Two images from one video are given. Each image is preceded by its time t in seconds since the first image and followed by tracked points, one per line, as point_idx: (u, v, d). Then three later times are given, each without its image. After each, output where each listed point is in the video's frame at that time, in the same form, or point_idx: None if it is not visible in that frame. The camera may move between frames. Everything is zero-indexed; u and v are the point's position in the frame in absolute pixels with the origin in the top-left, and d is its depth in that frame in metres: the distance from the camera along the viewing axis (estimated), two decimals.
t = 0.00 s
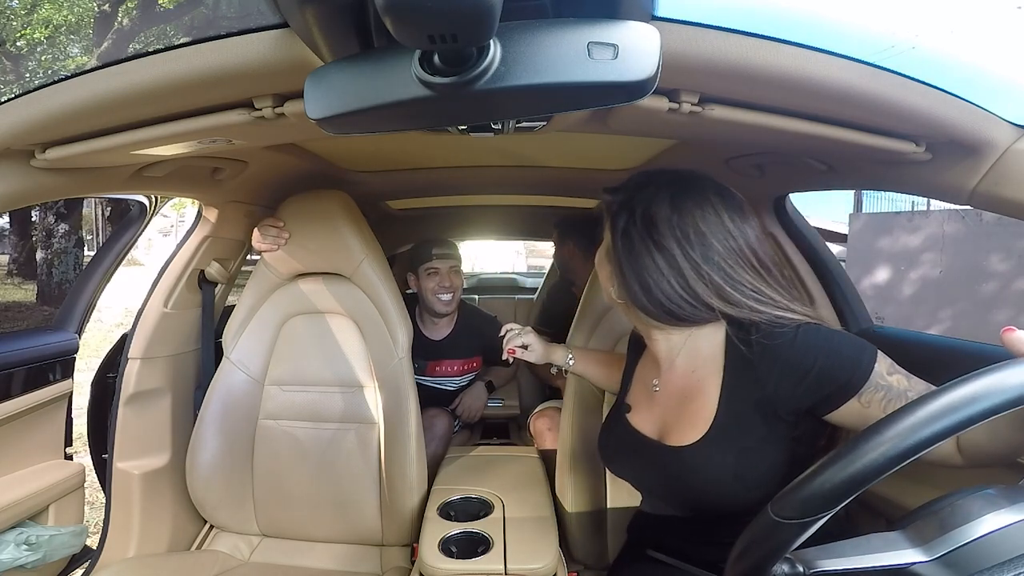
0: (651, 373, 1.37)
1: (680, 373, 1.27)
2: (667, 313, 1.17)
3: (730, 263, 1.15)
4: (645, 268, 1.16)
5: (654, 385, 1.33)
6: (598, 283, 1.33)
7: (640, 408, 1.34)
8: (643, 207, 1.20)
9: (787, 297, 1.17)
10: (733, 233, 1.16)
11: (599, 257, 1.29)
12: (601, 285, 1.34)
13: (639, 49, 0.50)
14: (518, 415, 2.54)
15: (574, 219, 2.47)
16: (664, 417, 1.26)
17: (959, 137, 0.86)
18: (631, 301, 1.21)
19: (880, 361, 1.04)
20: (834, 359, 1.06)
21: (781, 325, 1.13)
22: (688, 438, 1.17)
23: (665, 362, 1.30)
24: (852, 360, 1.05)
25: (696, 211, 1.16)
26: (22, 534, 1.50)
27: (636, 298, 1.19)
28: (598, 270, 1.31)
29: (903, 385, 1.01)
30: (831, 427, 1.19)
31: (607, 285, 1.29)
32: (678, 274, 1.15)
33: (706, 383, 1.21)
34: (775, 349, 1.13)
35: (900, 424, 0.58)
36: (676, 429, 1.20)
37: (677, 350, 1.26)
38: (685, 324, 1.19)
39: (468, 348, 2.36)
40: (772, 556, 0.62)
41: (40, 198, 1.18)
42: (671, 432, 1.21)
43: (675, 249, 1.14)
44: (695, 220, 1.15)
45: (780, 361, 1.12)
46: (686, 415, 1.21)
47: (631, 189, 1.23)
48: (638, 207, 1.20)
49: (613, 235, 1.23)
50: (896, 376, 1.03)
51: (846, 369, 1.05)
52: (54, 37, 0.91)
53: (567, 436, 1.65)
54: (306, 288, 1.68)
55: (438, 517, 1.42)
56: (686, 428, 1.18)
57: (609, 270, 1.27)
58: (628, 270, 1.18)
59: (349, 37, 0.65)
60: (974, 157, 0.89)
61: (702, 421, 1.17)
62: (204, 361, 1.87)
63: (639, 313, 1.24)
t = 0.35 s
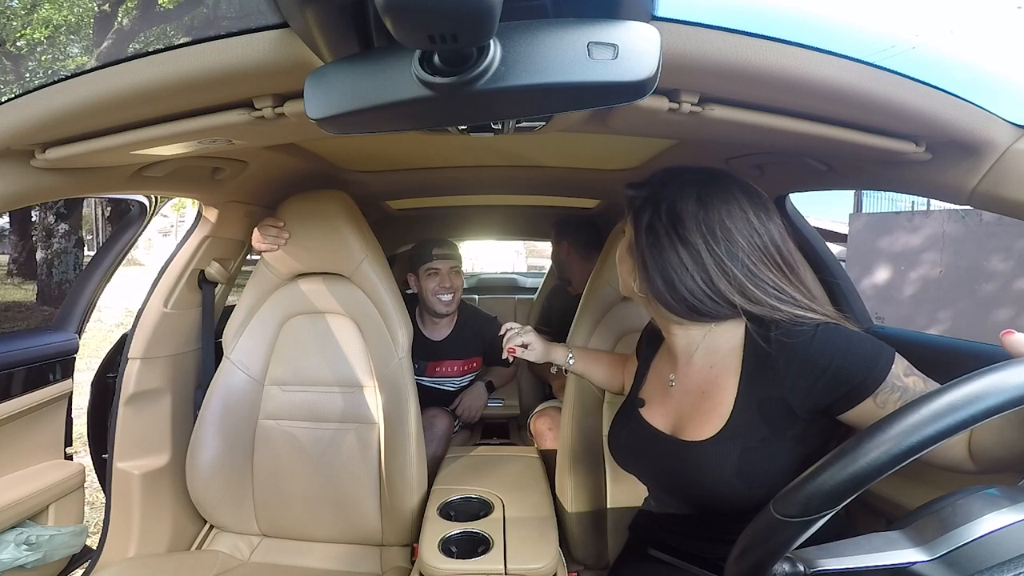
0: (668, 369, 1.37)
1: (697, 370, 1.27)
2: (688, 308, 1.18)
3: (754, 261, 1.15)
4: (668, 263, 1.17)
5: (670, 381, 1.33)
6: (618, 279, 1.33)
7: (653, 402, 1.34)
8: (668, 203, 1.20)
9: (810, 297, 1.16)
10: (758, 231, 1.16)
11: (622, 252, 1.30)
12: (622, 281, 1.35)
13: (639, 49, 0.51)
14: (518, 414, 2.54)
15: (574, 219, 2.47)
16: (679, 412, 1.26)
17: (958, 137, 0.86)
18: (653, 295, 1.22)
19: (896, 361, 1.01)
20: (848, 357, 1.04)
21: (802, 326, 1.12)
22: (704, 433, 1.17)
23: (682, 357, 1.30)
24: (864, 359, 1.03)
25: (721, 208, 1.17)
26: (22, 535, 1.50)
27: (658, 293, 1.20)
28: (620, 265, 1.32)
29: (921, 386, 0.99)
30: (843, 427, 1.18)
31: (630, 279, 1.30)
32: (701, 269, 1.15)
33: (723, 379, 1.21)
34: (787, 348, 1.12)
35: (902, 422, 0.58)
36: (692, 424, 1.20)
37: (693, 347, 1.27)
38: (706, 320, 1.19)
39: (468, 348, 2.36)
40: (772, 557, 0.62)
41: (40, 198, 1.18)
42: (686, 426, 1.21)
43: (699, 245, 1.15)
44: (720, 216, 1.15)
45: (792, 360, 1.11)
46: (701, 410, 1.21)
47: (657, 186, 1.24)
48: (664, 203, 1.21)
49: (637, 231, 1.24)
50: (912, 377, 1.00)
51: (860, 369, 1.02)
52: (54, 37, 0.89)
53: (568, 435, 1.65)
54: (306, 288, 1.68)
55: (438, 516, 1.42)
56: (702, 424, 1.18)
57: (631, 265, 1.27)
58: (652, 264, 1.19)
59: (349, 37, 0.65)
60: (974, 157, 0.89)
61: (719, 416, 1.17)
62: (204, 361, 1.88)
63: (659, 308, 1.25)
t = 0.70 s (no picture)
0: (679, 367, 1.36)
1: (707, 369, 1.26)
2: (701, 308, 1.18)
3: (768, 262, 1.15)
4: (683, 263, 1.16)
5: (679, 380, 1.32)
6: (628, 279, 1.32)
7: (660, 401, 1.34)
8: (683, 203, 1.20)
9: (823, 298, 1.17)
10: (773, 233, 1.15)
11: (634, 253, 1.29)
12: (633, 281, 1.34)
13: (639, 49, 0.51)
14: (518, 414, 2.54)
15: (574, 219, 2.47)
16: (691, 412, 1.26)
17: (958, 137, 0.86)
18: (667, 295, 1.21)
19: (907, 363, 1.01)
20: (856, 358, 1.04)
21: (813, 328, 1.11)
22: (716, 428, 1.17)
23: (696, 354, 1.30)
24: (872, 359, 1.03)
25: (737, 209, 1.16)
26: (22, 534, 1.50)
27: (672, 292, 1.20)
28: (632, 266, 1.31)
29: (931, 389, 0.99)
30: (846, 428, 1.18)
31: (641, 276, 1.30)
32: (716, 269, 1.15)
33: (735, 378, 1.21)
34: (798, 349, 1.12)
35: (902, 422, 0.58)
36: (705, 421, 1.20)
37: (706, 346, 1.27)
38: (719, 320, 1.19)
39: (468, 348, 2.36)
40: (772, 557, 0.62)
41: (41, 198, 1.18)
42: (700, 423, 1.21)
43: (715, 244, 1.15)
44: (736, 217, 1.15)
45: (803, 360, 1.11)
46: (712, 409, 1.21)
47: (671, 185, 1.24)
48: (679, 202, 1.20)
49: (651, 230, 1.23)
50: (922, 379, 1.00)
51: (870, 371, 1.02)
52: (54, 37, 0.89)
53: (568, 436, 1.65)
54: (306, 288, 1.68)
55: (438, 517, 1.42)
56: (711, 421, 1.18)
57: (644, 264, 1.27)
58: (667, 264, 1.19)
59: (349, 37, 0.65)
60: (974, 157, 0.89)
61: (732, 412, 1.18)
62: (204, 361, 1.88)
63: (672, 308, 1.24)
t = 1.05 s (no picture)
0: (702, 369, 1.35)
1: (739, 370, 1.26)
2: (755, 304, 1.18)
3: (824, 264, 1.17)
4: (747, 258, 1.16)
5: (708, 376, 1.31)
6: (665, 276, 1.28)
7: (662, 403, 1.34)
8: (742, 197, 1.19)
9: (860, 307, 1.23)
10: (830, 234, 1.18)
11: (675, 250, 1.25)
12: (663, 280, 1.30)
13: (639, 49, 0.50)
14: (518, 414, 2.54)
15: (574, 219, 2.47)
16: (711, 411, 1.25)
17: (959, 137, 0.86)
18: (721, 288, 1.19)
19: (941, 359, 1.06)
20: (893, 363, 1.08)
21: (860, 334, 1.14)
22: (749, 426, 1.17)
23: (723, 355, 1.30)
24: (906, 362, 1.07)
25: (798, 212, 1.18)
26: (22, 534, 1.50)
27: (728, 284, 1.18)
28: (669, 264, 1.27)
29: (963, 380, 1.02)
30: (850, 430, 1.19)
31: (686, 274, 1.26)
32: (777, 264, 1.15)
33: (771, 379, 1.22)
34: (840, 353, 1.15)
35: (901, 422, 0.58)
36: (730, 421, 1.20)
37: (735, 347, 1.27)
38: (766, 321, 1.20)
39: (468, 348, 2.36)
40: (772, 557, 0.62)
41: (40, 198, 1.18)
42: (727, 422, 1.21)
43: (778, 239, 1.16)
44: (796, 215, 1.17)
45: (844, 360, 1.14)
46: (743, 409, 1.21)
47: (726, 183, 1.22)
48: (734, 196, 1.20)
49: (706, 224, 1.20)
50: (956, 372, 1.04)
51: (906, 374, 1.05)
52: (55, 37, 0.88)
53: (569, 436, 1.65)
54: (306, 288, 1.68)
55: (438, 517, 1.42)
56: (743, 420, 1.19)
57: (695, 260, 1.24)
58: (727, 255, 1.18)
59: (349, 36, 0.65)
60: (975, 156, 0.89)
61: (760, 413, 1.18)
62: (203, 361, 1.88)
63: (718, 304, 1.23)
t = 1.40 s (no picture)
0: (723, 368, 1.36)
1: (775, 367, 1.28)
2: (816, 304, 1.22)
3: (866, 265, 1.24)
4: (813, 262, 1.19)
5: (747, 370, 1.32)
6: (724, 287, 1.27)
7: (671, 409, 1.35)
8: (794, 202, 1.22)
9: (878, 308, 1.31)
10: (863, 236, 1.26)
11: (733, 259, 1.25)
12: (714, 289, 1.30)
13: (640, 49, 0.51)
14: (518, 414, 2.54)
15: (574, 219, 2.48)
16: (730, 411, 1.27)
17: (959, 137, 0.86)
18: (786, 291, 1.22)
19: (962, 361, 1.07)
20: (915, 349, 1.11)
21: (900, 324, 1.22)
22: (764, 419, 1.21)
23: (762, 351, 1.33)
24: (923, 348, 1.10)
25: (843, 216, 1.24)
26: (22, 534, 1.50)
27: (794, 287, 1.22)
28: (724, 273, 1.26)
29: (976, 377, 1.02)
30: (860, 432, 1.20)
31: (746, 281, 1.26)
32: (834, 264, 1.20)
33: (798, 385, 1.24)
34: (873, 343, 1.19)
35: (902, 422, 0.58)
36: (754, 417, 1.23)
37: (778, 346, 1.30)
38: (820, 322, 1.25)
39: (468, 348, 2.36)
40: (772, 557, 0.62)
41: (40, 198, 1.18)
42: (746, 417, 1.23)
43: (833, 240, 1.21)
44: (842, 216, 1.22)
45: (872, 349, 1.19)
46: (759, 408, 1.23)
47: (774, 189, 1.25)
48: (785, 202, 1.22)
49: (769, 231, 1.22)
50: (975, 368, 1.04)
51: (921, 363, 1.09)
52: (55, 37, 0.87)
53: (571, 438, 1.64)
54: (306, 288, 1.68)
55: (438, 517, 1.42)
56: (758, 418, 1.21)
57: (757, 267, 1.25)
58: (791, 258, 1.21)
59: (348, 36, 0.65)
60: (975, 156, 0.89)
61: (780, 412, 1.20)
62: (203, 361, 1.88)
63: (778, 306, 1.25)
